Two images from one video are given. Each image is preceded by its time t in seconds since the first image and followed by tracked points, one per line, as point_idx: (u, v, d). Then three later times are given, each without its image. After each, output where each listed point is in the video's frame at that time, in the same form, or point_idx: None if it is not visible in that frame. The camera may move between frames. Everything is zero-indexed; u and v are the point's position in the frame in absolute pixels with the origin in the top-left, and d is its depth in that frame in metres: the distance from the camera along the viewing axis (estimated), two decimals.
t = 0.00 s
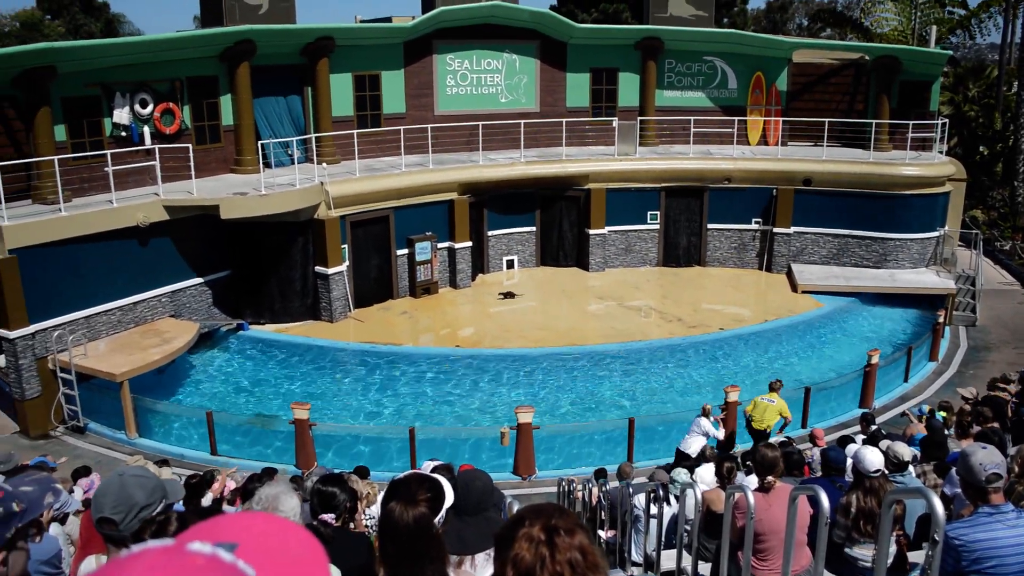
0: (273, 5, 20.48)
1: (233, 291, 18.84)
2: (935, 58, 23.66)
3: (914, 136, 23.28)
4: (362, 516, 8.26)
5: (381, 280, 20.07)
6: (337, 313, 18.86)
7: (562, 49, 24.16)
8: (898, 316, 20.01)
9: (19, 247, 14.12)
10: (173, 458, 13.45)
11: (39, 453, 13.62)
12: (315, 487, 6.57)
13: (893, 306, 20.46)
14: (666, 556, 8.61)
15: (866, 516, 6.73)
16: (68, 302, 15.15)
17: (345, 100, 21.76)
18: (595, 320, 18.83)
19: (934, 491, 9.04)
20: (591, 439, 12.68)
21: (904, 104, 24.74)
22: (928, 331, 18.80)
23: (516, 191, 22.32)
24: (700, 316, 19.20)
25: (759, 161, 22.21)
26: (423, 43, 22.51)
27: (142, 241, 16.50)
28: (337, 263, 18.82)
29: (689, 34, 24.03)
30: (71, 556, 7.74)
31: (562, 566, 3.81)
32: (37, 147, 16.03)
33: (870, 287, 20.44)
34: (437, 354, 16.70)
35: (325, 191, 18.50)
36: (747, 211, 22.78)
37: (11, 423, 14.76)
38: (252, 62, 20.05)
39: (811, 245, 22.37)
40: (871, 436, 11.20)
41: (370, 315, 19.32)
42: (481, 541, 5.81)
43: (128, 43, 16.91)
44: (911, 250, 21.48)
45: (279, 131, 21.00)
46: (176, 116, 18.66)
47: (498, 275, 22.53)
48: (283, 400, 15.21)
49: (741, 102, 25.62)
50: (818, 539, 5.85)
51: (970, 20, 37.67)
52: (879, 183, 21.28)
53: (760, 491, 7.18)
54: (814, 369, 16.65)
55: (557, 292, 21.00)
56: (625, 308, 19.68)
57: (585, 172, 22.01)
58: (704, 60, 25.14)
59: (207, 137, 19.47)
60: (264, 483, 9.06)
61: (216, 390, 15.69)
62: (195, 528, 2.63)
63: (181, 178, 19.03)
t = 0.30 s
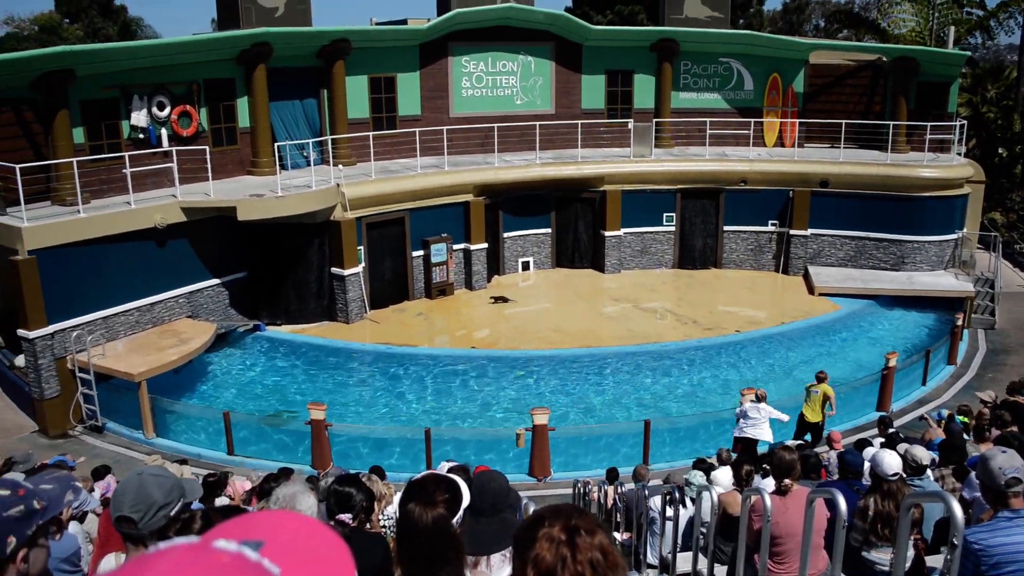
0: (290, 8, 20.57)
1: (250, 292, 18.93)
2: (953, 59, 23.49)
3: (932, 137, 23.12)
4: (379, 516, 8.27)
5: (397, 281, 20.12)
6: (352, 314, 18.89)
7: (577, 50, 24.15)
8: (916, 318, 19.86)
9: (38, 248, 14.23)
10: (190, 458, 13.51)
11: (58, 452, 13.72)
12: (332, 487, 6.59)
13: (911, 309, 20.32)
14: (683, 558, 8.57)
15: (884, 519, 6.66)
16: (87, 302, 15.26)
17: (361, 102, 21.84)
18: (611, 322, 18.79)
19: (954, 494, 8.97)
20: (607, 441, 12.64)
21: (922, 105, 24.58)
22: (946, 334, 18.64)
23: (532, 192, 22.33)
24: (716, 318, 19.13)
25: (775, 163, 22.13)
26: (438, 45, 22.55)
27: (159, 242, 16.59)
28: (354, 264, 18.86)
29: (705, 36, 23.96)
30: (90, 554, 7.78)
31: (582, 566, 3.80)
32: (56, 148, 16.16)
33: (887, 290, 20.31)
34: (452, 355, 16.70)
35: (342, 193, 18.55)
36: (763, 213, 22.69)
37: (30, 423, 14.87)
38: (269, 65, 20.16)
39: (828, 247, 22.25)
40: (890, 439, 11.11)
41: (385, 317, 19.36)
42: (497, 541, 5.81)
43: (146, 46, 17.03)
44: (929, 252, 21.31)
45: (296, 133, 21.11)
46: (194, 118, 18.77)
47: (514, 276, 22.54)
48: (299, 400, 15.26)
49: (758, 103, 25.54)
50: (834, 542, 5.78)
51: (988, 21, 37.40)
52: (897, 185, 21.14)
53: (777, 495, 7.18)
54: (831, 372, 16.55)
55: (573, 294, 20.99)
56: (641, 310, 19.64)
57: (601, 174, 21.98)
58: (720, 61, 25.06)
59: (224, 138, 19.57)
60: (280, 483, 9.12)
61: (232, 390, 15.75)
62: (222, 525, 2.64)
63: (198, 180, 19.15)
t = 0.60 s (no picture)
0: (304, 10, 20.63)
1: (263, 293, 18.99)
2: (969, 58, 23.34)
3: (947, 138, 22.97)
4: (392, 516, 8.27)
5: (410, 282, 20.15)
6: (366, 316, 18.92)
7: (590, 51, 24.12)
8: (931, 320, 19.74)
9: (54, 250, 14.33)
10: (204, 458, 13.57)
11: (73, 453, 13.80)
12: (346, 487, 6.62)
13: (926, 310, 20.20)
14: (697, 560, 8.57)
15: (898, 521, 6.62)
16: (102, 303, 15.34)
17: (374, 104, 21.88)
18: (624, 323, 18.75)
19: (970, 497, 8.92)
20: (621, 442, 12.60)
21: (937, 106, 24.43)
22: (961, 336, 18.52)
23: (545, 194, 22.34)
24: (729, 319, 19.07)
25: (789, 164, 22.05)
26: (452, 46, 22.57)
27: (174, 243, 16.67)
28: (367, 265, 18.88)
29: (718, 36, 23.90)
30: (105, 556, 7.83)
31: (598, 567, 3.79)
32: (72, 150, 16.26)
33: (902, 291, 20.21)
34: (465, 356, 16.70)
35: (355, 194, 18.59)
36: (777, 214, 22.61)
37: (45, 423, 14.96)
38: (283, 67, 20.23)
39: (842, 248, 22.14)
40: (904, 441, 11.06)
41: (398, 318, 19.39)
42: (511, 542, 5.79)
43: (161, 48, 17.11)
44: (944, 253, 21.18)
45: (309, 135, 21.18)
46: (208, 120, 18.85)
47: (527, 277, 22.54)
48: (312, 401, 15.30)
49: (771, 104, 25.46)
50: (849, 545, 5.74)
51: (1004, 20, 37.20)
52: (912, 186, 21.02)
53: (791, 496, 7.15)
54: (845, 374, 16.45)
55: (586, 295, 20.97)
56: (654, 312, 19.60)
57: (614, 175, 21.95)
58: (734, 62, 24.99)
59: (238, 140, 19.64)
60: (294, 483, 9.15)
61: (246, 391, 15.80)
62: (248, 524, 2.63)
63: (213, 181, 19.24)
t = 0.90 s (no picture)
0: (313, 11, 20.68)
1: (271, 293, 19.03)
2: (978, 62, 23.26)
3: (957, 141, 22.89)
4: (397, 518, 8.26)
5: (418, 284, 20.18)
6: (373, 317, 18.94)
7: (599, 54, 24.11)
8: (939, 324, 19.67)
9: (63, 249, 14.40)
10: (211, 458, 13.61)
11: (80, 452, 13.86)
12: (352, 488, 6.62)
13: (935, 315, 20.11)
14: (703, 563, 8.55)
15: (905, 526, 6.58)
16: (111, 303, 15.40)
17: (383, 105, 21.91)
18: (631, 326, 18.73)
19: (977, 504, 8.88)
20: (627, 445, 12.59)
21: (947, 110, 24.35)
22: (970, 341, 18.45)
23: (553, 196, 22.34)
24: (737, 323, 19.03)
25: (798, 167, 22.00)
26: (460, 49, 22.60)
27: (182, 243, 16.72)
28: (374, 267, 18.88)
29: (727, 39, 23.88)
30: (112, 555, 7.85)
31: (603, 570, 3.79)
32: (82, 151, 16.33)
33: (910, 295, 20.13)
34: (472, 358, 16.71)
35: (363, 196, 18.61)
36: (785, 218, 22.56)
37: (53, 422, 15.03)
38: (292, 68, 20.29)
39: (851, 252, 22.03)
40: (911, 446, 11.02)
41: (405, 319, 19.41)
42: (519, 544, 5.82)
43: (171, 50, 17.19)
44: (953, 258, 21.11)
45: (318, 136, 21.23)
46: (217, 121, 18.91)
47: (534, 279, 22.54)
48: (319, 402, 15.32)
49: (780, 108, 25.49)
50: (856, 550, 5.71)
51: (1014, 24, 37.11)
52: (921, 190, 20.96)
53: (797, 500, 7.12)
54: (853, 378, 16.39)
55: (593, 298, 20.95)
56: (661, 315, 19.58)
57: (622, 178, 21.93)
58: (743, 65, 24.95)
59: (247, 141, 19.70)
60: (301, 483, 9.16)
61: (253, 391, 15.84)
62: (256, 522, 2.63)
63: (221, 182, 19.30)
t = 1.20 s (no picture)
0: (319, 17, 20.70)
1: (274, 298, 19.05)
2: (983, 68, 23.24)
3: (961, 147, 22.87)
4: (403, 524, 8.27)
5: (421, 290, 20.18)
6: (376, 322, 18.95)
7: (603, 60, 24.13)
8: (944, 331, 19.64)
9: (68, 254, 14.42)
10: (214, 464, 13.62)
11: (84, 457, 13.89)
12: (357, 495, 6.63)
13: (939, 321, 20.08)
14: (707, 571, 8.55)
15: (909, 533, 6.53)
16: (115, 308, 15.42)
17: (387, 110, 21.92)
18: (635, 332, 18.72)
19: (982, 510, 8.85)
20: (631, 452, 12.58)
21: (951, 116, 24.33)
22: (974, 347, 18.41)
23: (556, 202, 22.35)
24: (741, 329, 19.01)
25: (802, 173, 21.99)
26: (464, 54, 22.63)
27: (186, 248, 16.75)
28: (378, 272, 18.87)
29: (731, 45, 23.90)
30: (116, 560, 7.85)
31: None
32: (87, 155, 16.37)
33: (914, 302, 20.11)
34: (475, 364, 16.72)
35: (367, 201, 18.63)
36: (789, 223, 22.55)
37: (57, 427, 15.06)
38: (297, 74, 20.32)
39: (855, 257, 22.00)
40: (915, 452, 11.01)
41: (408, 324, 19.42)
42: (523, 551, 5.80)
43: (176, 55, 17.22)
44: (957, 263, 21.08)
45: (322, 141, 21.26)
46: (222, 126, 18.95)
47: (537, 285, 22.55)
48: (322, 408, 15.33)
49: (784, 113, 25.42)
50: (860, 556, 5.74)
51: (1018, 30, 37.13)
52: (925, 196, 20.95)
53: (801, 507, 7.13)
54: (858, 385, 16.36)
55: (597, 304, 20.94)
56: (664, 320, 19.57)
57: (626, 184, 21.94)
58: (747, 71, 24.96)
59: (252, 146, 19.73)
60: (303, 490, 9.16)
61: (257, 397, 15.85)
62: (236, 527, 2.65)
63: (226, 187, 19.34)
